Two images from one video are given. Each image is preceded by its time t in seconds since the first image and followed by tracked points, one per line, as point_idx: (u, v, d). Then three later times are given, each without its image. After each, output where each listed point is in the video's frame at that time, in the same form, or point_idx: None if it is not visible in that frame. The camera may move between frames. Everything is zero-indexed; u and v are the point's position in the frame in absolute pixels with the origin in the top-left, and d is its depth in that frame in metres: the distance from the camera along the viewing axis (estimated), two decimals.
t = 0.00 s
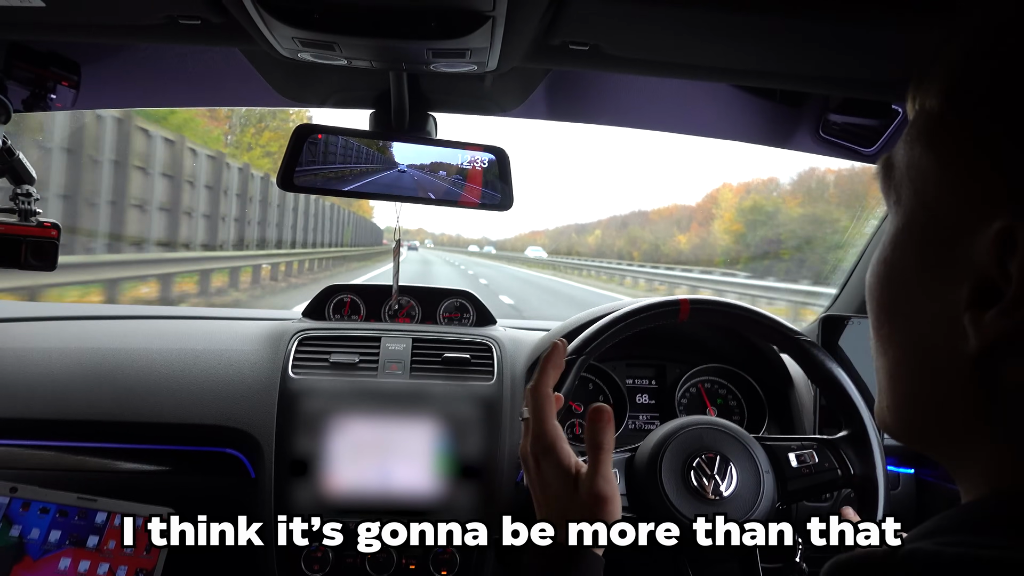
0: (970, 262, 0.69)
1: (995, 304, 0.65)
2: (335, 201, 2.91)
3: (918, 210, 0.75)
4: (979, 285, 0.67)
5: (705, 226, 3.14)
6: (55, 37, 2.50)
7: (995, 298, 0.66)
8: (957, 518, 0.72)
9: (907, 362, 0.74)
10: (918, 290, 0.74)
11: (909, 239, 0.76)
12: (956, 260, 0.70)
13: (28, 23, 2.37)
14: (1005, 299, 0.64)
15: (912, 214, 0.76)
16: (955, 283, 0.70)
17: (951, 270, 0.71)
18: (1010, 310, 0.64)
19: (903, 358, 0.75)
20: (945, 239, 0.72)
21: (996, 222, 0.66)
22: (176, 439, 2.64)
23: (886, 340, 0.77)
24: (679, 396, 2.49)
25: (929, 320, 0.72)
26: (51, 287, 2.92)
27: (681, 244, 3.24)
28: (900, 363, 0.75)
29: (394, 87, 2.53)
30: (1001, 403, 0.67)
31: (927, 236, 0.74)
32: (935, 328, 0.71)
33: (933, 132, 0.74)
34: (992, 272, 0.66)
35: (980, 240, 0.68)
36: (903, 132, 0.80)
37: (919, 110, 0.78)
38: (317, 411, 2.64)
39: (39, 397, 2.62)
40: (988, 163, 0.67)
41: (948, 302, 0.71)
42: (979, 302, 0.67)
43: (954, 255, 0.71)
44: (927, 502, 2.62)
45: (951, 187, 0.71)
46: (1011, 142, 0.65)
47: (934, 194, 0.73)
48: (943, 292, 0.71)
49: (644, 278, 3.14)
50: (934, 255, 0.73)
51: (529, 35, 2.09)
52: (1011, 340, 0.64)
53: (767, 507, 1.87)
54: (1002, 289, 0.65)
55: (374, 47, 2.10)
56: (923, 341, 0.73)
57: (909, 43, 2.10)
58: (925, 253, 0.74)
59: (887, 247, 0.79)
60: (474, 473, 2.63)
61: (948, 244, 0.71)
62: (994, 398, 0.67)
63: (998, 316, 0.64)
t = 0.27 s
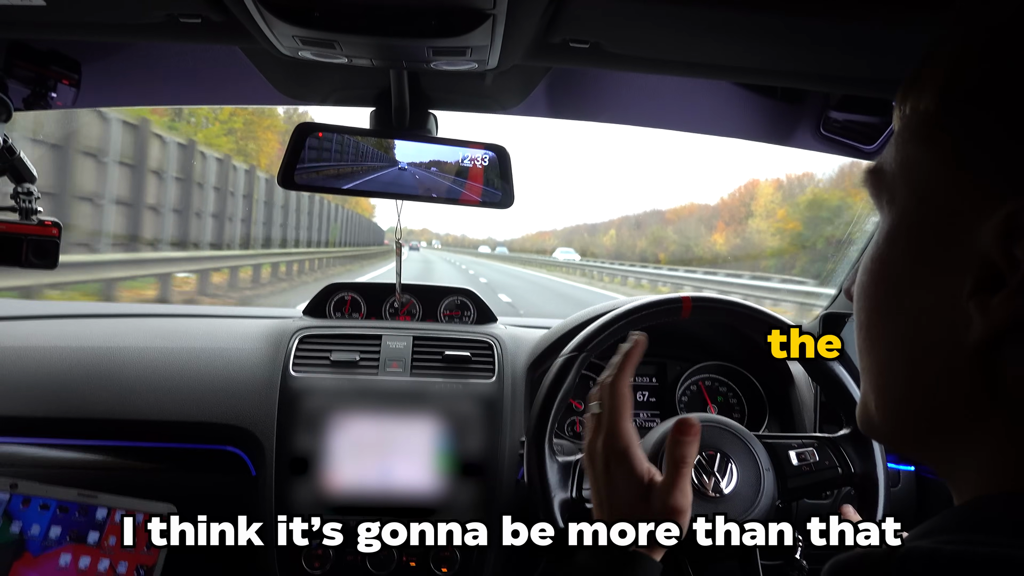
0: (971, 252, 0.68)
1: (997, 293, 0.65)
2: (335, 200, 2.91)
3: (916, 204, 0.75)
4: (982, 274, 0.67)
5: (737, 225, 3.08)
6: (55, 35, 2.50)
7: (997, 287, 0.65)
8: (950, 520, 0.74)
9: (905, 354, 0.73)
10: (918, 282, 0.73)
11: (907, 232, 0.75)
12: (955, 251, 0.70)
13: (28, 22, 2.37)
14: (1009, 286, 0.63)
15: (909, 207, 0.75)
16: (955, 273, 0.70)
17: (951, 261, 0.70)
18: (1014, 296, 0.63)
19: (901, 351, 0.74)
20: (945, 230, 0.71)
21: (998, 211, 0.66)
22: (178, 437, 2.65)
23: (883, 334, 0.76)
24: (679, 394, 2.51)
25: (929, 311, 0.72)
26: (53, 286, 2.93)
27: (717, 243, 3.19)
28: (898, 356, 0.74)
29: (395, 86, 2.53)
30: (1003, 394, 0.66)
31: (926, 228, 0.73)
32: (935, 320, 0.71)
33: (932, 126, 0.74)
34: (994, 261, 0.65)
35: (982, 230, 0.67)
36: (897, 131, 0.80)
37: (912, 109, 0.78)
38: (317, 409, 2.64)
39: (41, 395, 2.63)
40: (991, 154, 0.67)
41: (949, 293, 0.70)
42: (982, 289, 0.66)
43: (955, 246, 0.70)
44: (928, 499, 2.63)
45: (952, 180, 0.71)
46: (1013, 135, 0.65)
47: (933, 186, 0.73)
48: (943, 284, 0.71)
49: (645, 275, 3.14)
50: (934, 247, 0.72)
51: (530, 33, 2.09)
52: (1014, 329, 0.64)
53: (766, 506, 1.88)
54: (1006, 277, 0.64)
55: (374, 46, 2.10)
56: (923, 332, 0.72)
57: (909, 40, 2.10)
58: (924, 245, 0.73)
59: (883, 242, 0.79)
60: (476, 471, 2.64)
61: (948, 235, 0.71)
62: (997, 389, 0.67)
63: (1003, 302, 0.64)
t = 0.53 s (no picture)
0: (982, 255, 0.68)
1: (1008, 297, 0.65)
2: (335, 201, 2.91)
3: (926, 209, 0.75)
4: (993, 278, 0.66)
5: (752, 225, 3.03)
6: (56, 37, 2.50)
7: (1008, 291, 0.65)
8: (957, 522, 0.74)
9: (916, 358, 0.73)
10: (928, 284, 0.73)
11: (919, 235, 0.75)
12: (967, 254, 0.70)
13: (29, 23, 2.37)
14: (1019, 289, 0.63)
15: (921, 210, 0.75)
16: (966, 276, 0.70)
17: (962, 264, 0.70)
18: None
19: (912, 354, 0.74)
20: (956, 234, 0.71)
21: (1009, 213, 0.65)
22: (178, 438, 2.65)
23: (893, 336, 0.76)
24: (679, 396, 2.48)
25: (939, 314, 0.71)
26: (52, 287, 2.92)
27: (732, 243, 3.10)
28: (908, 359, 0.74)
29: (395, 87, 2.53)
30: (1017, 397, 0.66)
31: (937, 231, 0.73)
32: (946, 324, 0.71)
33: (942, 129, 0.74)
34: (1003, 265, 0.65)
35: (992, 233, 0.67)
36: (906, 136, 0.80)
37: (922, 114, 0.78)
38: (318, 411, 2.64)
39: (41, 396, 2.63)
40: (1002, 158, 0.67)
41: (959, 296, 0.70)
42: (994, 293, 0.66)
43: (966, 249, 0.70)
44: (928, 501, 2.63)
45: (963, 184, 0.71)
46: None
47: (944, 189, 0.73)
48: (954, 287, 0.71)
49: (641, 275, 3.14)
50: (944, 250, 0.72)
51: (530, 34, 2.10)
52: None
53: (767, 506, 1.88)
54: (1017, 280, 0.64)
55: (375, 47, 2.10)
56: (934, 335, 0.72)
57: (909, 41, 2.10)
58: (936, 248, 0.73)
59: (893, 248, 0.79)
60: (477, 473, 2.63)
61: (959, 238, 0.71)
62: (1010, 394, 0.67)
63: (1014, 306, 0.63)
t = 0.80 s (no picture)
0: (981, 253, 0.68)
1: (1007, 295, 0.65)
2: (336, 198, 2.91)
3: (925, 206, 0.74)
4: (991, 275, 0.66)
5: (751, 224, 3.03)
6: (57, 34, 2.50)
7: (1007, 288, 0.65)
8: (957, 519, 0.73)
9: (913, 356, 0.73)
10: (927, 282, 0.73)
11: (918, 233, 0.75)
12: (966, 252, 0.70)
13: (30, 20, 2.37)
14: (1018, 286, 0.63)
15: (920, 208, 0.75)
16: (964, 274, 0.69)
17: (961, 262, 0.70)
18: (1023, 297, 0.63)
19: (910, 352, 0.74)
20: (954, 231, 0.71)
21: (1008, 210, 0.65)
22: (179, 436, 2.65)
23: (891, 334, 0.76)
24: (679, 394, 2.51)
25: (937, 311, 0.71)
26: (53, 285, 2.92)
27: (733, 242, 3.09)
28: (906, 357, 0.74)
29: (397, 84, 2.53)
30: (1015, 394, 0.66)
31: (936, 229, 0.73)
32: (945, 322, 0.71)
33: (942, 127, 0.74)
34: (1002, 262, 0.65)
35: (991, 230, 0.67)
36: (907, 134, 0.80)
37: (922, 111, 0.78)
38: (319, 408, 2.64)
39: (43, 394, 2.63)
40: (1001, 155, 0.67)
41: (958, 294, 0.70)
42: (993, 291, 0.66)
43: (964, 247, 0.70)
44: (929, 500, 2.63)
45: (962, 181, 0.70)
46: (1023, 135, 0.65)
47: (943, 187, 0.72)
48: (952, 284, 0.71)
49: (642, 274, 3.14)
50: (943, 248, 0.72)
51: (532, 32, 2.09)
52: None
53: (768, 506, 1.87)
54: (1015, 277, 0.64)
55: (376, 45, 2.10)
56: (932, 333, 0.72)
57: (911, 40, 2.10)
58: (934, 246, 0.73)
59: (893, 245, 0.78)
60: (477, 471, 2.64)
61: (957, 236, 0.70)
62: (1008, 391, 0.66)
63: (1013, 304, 0.63)
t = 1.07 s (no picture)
0: (984, 251, 0.68)
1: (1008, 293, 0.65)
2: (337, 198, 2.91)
3: (926, 203, 0.74)
4: (994, 273, 0.66)
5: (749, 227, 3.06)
6: (59, 34, 2.51)
7: (1011, 287, 0.65)
8: (961, 517, 0.72)
9: (917, 354, 0.74)
10: (930, 281, 0.73)
11: (920, 231, 0.75)
12: (969, 249, 0.70)
13: (32, 20, 2.37)
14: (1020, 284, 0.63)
15: (922, 206, 0.75)
16: (967, 273, 0.70)
17: (964, 260, 0.70)
18: None
19: (914, 351, 0.74)
20: (957, 230, 0.71)
21: (1009, 208, 0.65)
22: (178, 436, 2.65)
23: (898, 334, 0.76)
24: (680, 395, 2.49)
25: (941, 311, 0.71)
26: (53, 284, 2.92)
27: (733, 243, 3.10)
28: (912, 356, 0.74)
29: (398, 84, 2.53)
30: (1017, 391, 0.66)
31: (937, 227, 0.73)
32: (948, 318, 0.71)
33: (943, 125, 0.73)
34: (1004, 260, 0.65)
35: (993, 228, 0.67)
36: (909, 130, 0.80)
37: (923, 108, 0.78)
38: (319, 409, 2.64)
39: (43, 393, 2.63)
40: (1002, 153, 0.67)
41: (961, 294, 0.70)
42: (996, 289, 0.66)
43: (966, 245, 0.70)
44: (931, 502, 2.62)
45: (963, 178, 0.70)
46: None
47: (944, 186, 0.72)
48: (955, 281, 0.71)
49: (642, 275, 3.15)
50: (945, 247, 0.72)
51: (532, 32, 2.09)
52: None
53: (768, 506, 1.86)
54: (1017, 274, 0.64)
55: (377, 44, 2.10)
56: (937, 332, 0.72)
57: (912, 39, 2.10)
58: (937, 244, 0.73)
59: (897, 241, 0.78)
60: (477, 472, 2.63)
61: (960, 233, 0.71)
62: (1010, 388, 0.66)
63: (1013, 302, 0.63)
